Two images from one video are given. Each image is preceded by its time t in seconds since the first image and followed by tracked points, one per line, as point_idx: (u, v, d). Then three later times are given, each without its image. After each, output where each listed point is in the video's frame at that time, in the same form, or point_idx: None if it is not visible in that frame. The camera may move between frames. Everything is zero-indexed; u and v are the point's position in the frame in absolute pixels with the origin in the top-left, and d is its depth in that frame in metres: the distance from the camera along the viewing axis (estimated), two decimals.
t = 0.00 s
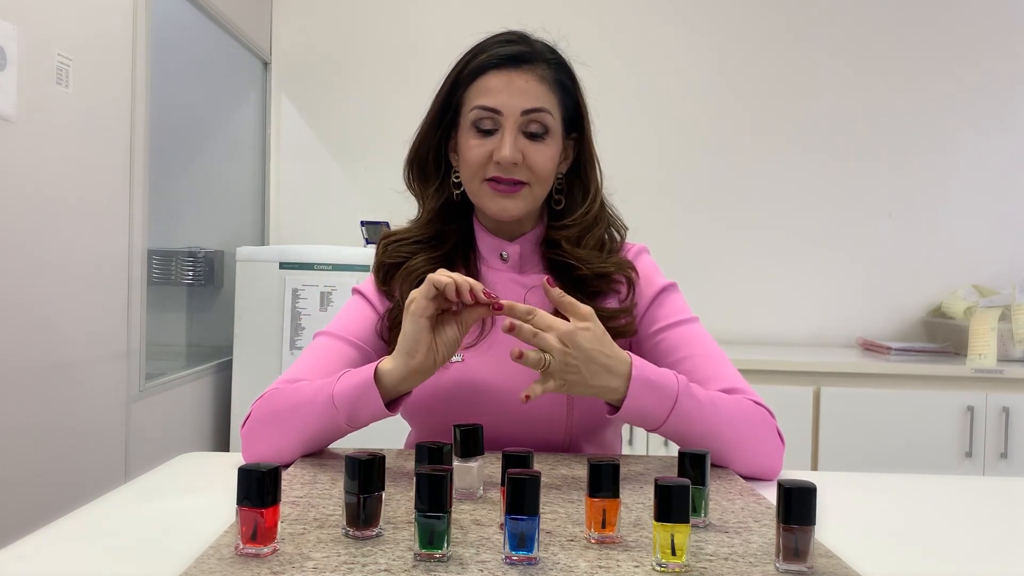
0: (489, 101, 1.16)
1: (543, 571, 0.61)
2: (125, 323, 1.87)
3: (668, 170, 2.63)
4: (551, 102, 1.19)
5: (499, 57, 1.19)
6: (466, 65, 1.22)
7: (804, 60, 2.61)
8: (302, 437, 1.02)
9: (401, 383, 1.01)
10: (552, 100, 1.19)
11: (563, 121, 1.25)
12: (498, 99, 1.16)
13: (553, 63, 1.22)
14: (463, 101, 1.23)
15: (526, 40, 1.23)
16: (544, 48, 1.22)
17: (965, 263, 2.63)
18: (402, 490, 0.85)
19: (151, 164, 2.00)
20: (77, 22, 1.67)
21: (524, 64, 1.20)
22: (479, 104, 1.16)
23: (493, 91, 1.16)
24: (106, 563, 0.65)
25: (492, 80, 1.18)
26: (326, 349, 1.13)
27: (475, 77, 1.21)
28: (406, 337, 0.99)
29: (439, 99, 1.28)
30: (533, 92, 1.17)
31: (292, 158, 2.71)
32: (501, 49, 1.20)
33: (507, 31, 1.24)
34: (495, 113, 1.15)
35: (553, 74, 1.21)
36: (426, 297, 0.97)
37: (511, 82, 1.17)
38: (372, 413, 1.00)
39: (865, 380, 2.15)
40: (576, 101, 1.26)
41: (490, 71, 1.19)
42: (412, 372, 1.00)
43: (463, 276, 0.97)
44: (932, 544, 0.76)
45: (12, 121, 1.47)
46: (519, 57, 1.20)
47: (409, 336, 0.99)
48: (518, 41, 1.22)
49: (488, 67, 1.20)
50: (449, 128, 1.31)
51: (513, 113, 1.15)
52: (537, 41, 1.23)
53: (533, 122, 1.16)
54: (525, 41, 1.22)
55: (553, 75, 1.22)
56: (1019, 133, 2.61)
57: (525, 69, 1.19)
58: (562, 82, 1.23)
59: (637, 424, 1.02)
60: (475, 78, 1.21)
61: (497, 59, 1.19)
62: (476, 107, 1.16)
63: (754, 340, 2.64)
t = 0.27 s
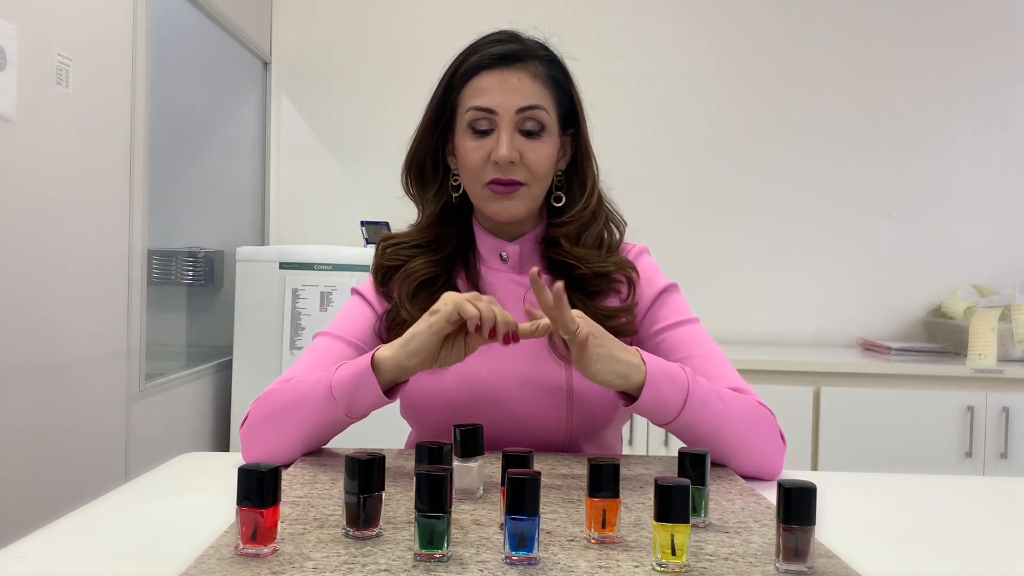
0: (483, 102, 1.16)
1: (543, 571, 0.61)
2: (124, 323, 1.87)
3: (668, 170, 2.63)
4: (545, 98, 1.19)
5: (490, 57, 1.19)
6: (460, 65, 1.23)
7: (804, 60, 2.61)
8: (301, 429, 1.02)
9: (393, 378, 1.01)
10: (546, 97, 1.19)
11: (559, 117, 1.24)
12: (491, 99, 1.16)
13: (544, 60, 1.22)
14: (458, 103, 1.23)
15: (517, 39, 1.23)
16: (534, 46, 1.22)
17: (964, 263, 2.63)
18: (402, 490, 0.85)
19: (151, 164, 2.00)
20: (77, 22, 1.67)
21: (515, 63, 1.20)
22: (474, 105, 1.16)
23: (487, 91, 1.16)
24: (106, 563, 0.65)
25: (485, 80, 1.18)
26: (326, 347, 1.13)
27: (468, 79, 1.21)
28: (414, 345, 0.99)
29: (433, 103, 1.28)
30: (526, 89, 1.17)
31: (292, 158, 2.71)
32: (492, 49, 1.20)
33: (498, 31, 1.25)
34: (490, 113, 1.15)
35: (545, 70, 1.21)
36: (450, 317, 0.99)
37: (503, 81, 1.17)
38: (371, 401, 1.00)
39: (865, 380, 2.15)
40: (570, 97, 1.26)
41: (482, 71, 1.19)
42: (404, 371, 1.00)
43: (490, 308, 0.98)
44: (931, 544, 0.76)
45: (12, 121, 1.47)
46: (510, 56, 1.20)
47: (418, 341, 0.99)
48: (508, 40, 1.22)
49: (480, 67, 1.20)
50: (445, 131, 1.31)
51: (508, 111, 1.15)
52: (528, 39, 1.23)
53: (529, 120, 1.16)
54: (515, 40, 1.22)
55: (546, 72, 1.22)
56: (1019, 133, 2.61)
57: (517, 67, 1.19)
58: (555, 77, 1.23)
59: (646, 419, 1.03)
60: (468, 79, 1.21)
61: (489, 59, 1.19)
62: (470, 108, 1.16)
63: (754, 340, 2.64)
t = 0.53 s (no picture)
0: (471, 104, 1.17)
1: (543, 571, 0.61)
2: (124, 323, 1.87)
3: (668, 170, 2.63)
4: (534, 95, 1.18)
5: (475, 59, 1.20)
6: (448, 69, 1.24)
7: (804, 60, 2.61)
8: (299, 436, 1.02)
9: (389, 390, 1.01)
10: (535, 93, 1.19)
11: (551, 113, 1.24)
12: (479, 100, 1.16)
13: (531, 56, 1.22)
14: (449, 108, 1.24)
15: (504, 38, 1.23)
16: (520, 43, 1.22)
17: (964, 263, 2.63)
18: (403, 490, 0.85)
19: (151, 164, 2.00)
20: (77, 22, 1.67)
21: (502, 62, 1.20)
22: (463, 108, 1.17)
23: (474, 93, 1.17)
24: (106, 563, 0.65)
25: (472, 82, 1.18)
26: (326, 348, 1.13)
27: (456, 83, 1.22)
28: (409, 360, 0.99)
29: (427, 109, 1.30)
30: (513, 87, 1.17)
31: (292, 158, 2.71)
32: (476, 50, 1.21)
33: (483, 33, 1.25)
34: (479, 114, 1.16)
35: (531, 66, 1.21)
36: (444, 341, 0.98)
37: (490, 81, 1.18)
38: (369, 410, 1.00)
39: (865, 379, 2.15)
40: (560, 92, 1.26)
41: (469, 74, 1.20)
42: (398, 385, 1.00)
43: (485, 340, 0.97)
44: (932, 544, 0.76)
45: (12, 121, 1.47)
46: (495, 56, 1.20)
47: (412, 358, 0.99)
48: (493, 41, 1.23)
49: (467, 70, 1.21)
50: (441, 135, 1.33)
51: (496, 111, 1.15)
52: (513, 37, 1.24)
53: (518, 118, 1.16)
54: (499, 39, 1.23)
55: (533, 68, 1.22)
56: (1019, 132, 2.61)
57: (503, 67, 1.19)
58: (543, 73, 1.23)
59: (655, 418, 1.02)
60: (457, 83, 1.22)
61: (475, 61, 1.20)
62: (460, 112, 1.17)
63: (754, 340, 2.64)
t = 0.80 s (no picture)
0: (471, 104, 1.17)
1: (543, 571, 0.61)
2: (124, 323, 1.87)
3: (668, 170, 2.63)
4: (533, 93, 1.18)
5: (474, 59, 1.20)
6: (447, 70, 1.24)
7: (804, 60, 2.61)
8: (299, 437, 1.02)
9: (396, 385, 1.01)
10: (534, 91, 1.19)
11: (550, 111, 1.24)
12: (479, 100, 1.16)
13: (529, 55, 1.22)
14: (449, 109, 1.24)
15: (502, 37, 1.23)
16: (517, 42, 1.22)
17: (964, 263, 2.63)
18: (402, 490, 0.85)
19: (151, 164, 2.00)
20: (77, 22, 1.67)
21: (500, 62, 1.20)
22: (463, 108, 1.17)
23: (473, 92, 1.17)
24: (106, 563, 0.65)
25: (471, 82, 1.19)
26: (326, 348, 1.13)
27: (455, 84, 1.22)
28: (408, 345, 0.99)
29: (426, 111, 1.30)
30: (512, 86, 1.17)
31: (292, 158, 2.71)
32: (474, 50, 1.21)
33: (481, 33, 1.25)
34: (479, 114, 1.16)
35: (530, 64, 1.21)
36: (439, 308, 0.97)
37: (489, 80, 1.18)
38: (370, 412, 1.00)
39: (866, 379, 2.15)
40: (559, 89, 1.25)
41: (468, 74, 1.20)
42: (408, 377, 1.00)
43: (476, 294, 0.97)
44: (931, 544, 0.76)
45: (12, 121, 1.47)
46: (494, 56, 1.20)
47: (411, 344, 0.99)
48: (491, 40, 1.23)
49: (465, 70, 1.21)
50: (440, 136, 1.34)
51: (496, 110, 1.15)
52: (511, 37, 1.24)
53: (518, 117, 1.16)
54: (497, 39, 1.23)
55: (531, 66, 1.22)
56: (1019, 132, 2.61)
57: (502, 66, 1.19)
58: (542, 71, 1.23)
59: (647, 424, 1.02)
60: (456, 84, 1.22)
61: (474, 61, 1.20)
62: (460, 112, 1.17)
63: (754, 340, 2.64)
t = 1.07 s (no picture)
0: (468, 104, 1.17)
1: (543, 571, 0.61)
2: (124, 323, 1.87)
3: (668, 170, 2.63)
4: (529, 92, 1.18)
5: (470, 59, 1.20)
6: (443, 71, 1.24)
7: (804, 60, 2.61)
8: (300, 437, 1.02)
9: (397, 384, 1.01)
10: (530, 90, 1.19)
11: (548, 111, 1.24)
12: (476, 100, 1.16)
13: (525, 54, 1.22)
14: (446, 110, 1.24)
15: (498, 37, 1.23)
16: (513, 42, 1.22)
17: (965, 263, 2.63)
18: (402, 490, 0.85)
19: (151, 164, 2.00)
20: (77, 22, 1.67)
21: (496, 61, 1.20)
22: (460, 109, 1.17)
23: (470, 93, 1.17)
24: (106, 563, 0.65)
25: (468, 82, 1.19)
26: (327, 349, 1.13)
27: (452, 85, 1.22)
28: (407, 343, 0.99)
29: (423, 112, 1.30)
30: (509, 86, 1.17)
31: (293, 158, 2.71)
32: (470, 51, 1.21)
33: (477, 33, 1.25)
34: (476, 113, 1.16)
35: (526, 64, 1.21)
36: (434, 303, 0.98)
37: (486, 80, 1.18)
38: (372, 410, 1.01)
39: (866, 379, 2.15)
40: (556, 89, 1.25)
41: (464, 74, 1.20)
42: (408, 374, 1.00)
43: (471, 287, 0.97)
44: (932, 544, 0.76)
45: (12, 121, 1.47)
46: (490, 56, 1.20)
47: (411, 341, 0.99)
48: (487, 41, 1.23)
49: (462, 70, 1.21)
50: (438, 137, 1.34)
51: (493, 110, 1.15)
52: (507, 36, 1.24)
53: (515, 116, 1.16)
54: (493, 39, 1.23)
55: (527, 65, 1.21)
56: (1019, 132, 2.61)
57: (498, 66, 1.19)
58: (538, 70, 1.23)
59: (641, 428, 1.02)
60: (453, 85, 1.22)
61: (470, 61, 1.20)
62: (457, 113, 1.17)
63: (754, 340, 2.64)
